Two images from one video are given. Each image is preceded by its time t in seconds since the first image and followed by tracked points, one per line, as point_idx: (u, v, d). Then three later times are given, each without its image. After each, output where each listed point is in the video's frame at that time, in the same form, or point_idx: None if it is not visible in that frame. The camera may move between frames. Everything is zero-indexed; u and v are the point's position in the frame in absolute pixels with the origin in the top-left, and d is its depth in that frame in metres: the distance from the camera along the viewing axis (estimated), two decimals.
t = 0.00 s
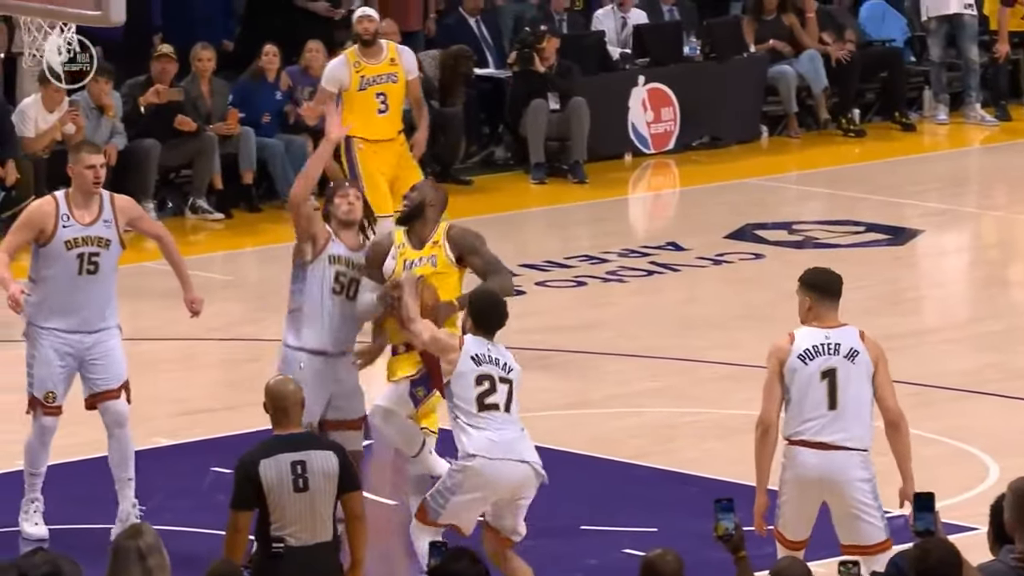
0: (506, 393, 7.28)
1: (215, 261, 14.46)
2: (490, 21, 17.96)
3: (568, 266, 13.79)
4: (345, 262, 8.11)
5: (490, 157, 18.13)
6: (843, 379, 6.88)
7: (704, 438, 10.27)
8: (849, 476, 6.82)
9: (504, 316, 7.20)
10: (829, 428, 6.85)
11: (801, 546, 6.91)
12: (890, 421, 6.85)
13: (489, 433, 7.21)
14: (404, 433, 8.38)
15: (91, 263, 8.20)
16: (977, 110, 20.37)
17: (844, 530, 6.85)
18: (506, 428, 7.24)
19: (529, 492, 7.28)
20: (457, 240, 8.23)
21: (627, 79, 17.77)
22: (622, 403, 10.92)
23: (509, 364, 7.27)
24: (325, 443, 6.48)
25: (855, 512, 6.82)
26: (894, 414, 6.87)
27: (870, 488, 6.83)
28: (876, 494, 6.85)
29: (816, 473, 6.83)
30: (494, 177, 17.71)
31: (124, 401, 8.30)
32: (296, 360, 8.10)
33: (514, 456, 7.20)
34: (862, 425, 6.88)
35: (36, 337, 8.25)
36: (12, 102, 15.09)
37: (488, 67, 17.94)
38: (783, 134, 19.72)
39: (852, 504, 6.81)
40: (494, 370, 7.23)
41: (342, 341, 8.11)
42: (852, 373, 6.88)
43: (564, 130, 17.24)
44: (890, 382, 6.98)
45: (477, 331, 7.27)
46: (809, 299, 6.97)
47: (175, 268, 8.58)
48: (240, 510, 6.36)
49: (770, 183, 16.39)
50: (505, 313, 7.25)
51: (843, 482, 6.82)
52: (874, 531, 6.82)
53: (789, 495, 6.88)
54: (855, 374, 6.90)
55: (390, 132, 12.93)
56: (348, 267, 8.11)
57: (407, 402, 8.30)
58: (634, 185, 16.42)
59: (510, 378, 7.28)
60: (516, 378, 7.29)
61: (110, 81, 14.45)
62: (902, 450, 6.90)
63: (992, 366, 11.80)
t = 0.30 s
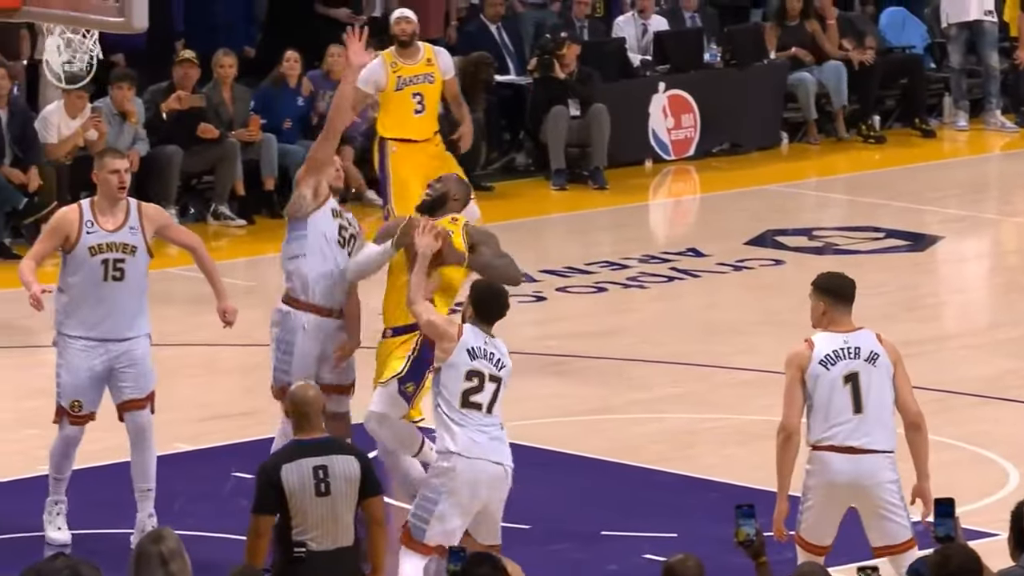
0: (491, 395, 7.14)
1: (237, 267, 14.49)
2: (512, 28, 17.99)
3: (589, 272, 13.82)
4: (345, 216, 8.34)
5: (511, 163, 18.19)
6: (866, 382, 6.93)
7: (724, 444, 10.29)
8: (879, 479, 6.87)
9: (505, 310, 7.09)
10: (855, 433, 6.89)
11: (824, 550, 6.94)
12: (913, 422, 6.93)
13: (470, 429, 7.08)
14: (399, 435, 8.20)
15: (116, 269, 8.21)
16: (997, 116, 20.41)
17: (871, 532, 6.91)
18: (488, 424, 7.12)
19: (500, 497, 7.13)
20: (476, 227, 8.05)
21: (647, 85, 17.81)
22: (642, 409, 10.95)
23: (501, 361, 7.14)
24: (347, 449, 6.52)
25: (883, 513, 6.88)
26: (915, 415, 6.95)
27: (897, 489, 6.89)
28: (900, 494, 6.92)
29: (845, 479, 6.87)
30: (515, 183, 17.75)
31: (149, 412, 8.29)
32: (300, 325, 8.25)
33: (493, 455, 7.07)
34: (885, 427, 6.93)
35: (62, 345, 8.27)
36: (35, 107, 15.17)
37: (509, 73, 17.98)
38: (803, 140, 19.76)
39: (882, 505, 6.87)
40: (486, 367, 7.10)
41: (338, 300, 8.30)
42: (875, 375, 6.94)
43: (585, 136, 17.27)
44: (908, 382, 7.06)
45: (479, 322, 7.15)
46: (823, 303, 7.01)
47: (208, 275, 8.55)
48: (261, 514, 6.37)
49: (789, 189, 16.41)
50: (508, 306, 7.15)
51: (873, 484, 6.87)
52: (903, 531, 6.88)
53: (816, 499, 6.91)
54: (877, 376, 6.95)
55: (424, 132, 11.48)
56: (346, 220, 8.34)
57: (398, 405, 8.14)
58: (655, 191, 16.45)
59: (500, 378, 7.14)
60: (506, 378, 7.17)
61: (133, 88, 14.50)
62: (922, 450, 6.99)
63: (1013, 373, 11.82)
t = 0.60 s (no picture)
0: (474, 390, 7.32)
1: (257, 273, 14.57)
2: (531, 35, 18.07)
3: (607, 278, 13.89)
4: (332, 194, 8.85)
5: (529, 169, 18.24)
6: (888, 385, 7.00)
7: (742, 449, 10.36)
8: (904, 480, 6.98)
9: (499, 306, 7.29)
10: (881, 436, 6.97)
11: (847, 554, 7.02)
12: (933, 424, 7.02)
13: (450, 422, 7.29)
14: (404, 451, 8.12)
15: (140, 271, 8.27)
16: (1014, 123, 20.49)
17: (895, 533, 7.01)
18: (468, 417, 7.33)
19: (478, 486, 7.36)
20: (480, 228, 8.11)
21: (665, 91, 17.89)
22: (660, 414, 11.02)
23: (490, 354, 7.33)
24: (365, 452, 6.59)
25: (907, 513, 6.99)
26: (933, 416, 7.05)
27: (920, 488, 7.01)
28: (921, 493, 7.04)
29: (873, 480, 6.96)
30: (534, 189, 17.82)
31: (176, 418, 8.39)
32: (308, 301, 8.70)
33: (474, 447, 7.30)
34: (907, 429, 7.03)
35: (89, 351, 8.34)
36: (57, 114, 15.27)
37: (528, 79, 18.06)
38: (820, 147, 19.82)
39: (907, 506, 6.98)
40: (475, 361, 7.29)
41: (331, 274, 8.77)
42: (897, 377, 7.01)
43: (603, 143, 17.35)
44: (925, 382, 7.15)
45: (476, 314, 7.34)
46: (839, 307, 7.07)
47: (235, 282, 8.61)
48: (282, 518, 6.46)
49: (806, 195, 16.48)
50: (505, 302, 7.33)
51: (898, 485, 6.97)
52: (925, 530, 7.01)
53: (841, 503, 6.98)
54: (899, 378, 7.03)
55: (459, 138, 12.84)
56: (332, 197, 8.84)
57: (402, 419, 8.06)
58: (673, 198, 16.51)
59: (487, 372, 7.32)
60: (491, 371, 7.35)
61: (154, 94, 14.60)
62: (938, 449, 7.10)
63: None
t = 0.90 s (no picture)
0: (458, 370, 7.49)
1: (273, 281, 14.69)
2: (546, 45, 18.18)
3: (621, 286, 14.00)
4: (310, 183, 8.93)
5: (544, 179, 18.31)
6: (907, 391, 7.13)
7: (755, 456, 10.47)
8: (924, 484, 7.11)
9: (493, 297, 7.48)
10: (902, 441, 7.10)
11: (866, 558, 7.16)
12: (949, 430, 7.16)
13: (429, 402, 7.48)
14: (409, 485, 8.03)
15: (161, 275, 8.39)
16: None
17: (913, 536, 7.14)
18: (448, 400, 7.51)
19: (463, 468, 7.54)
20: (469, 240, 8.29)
21: (679, 101, 18.01)
22: (674, 421, 11.13)
23: (477, 340, 7.51)
24: (382, 458, 6.69)
25: (926, 516, 7.12)
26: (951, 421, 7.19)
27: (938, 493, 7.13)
28: (938, 497, 7.17)
29: (895, 485, 7.08)
30: (550, 198, 17.92)
31: (199, 427, 8.45)
32: (312, 288, 8.88)
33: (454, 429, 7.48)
34: (926, 434, 7.16)
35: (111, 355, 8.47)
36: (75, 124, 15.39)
37: (543, 89, 18.18)
38: (832, 156, 19.91)
39: (926, 509, 7.11)
40: (459, 344, 7.47)
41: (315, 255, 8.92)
42: (915, 384, 7.15)
43: (617, 152, 17.46)
44: (942, 386, 7.29)
45: (467, 302, 7.53)
46: (857, 314, 7.18)
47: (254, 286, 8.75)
48: (299, 521, 6.58)
49: (819, 204, 16.58)
50: (497, 294, 7.54)
51: (917, 490, 7.10)
52: (942, 534, 7.14)
53: (859, 509, 7.12)
54: (917, 383, 7.16)
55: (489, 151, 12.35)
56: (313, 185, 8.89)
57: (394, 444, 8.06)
58: (686, 207, 16.61)
59: (472, 357, 7.50)
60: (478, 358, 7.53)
61: (173, 104, 14.70)
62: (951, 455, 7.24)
63: None
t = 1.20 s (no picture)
0: (442, 360, 7.53)
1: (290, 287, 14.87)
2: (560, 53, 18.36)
3: (634, 292, 14.16)
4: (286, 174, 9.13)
5: (558, 186, 18.46)
6: (930, 397, 7.18)
7: (767, 459, 10.62)
8: (946, 488, 7.14)
9: (479, 291, 7.51)
10: (926, 446, 7.13)
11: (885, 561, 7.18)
12: (968, 435, 7.22)
13: (412, 392, 7.53)
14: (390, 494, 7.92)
15: (181, 279, 8.55)
16: None
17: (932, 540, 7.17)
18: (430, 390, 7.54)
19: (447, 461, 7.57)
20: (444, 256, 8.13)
21: (692, 110, 18.18)
22: (686, 425, 11.28)
23: (464, 331, 7.54)
24: (399, 460, 6.83)
25: (947, 520, 7.16)
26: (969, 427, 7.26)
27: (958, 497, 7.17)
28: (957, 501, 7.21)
29: (918, 489, 7.10)
30: (564, 204, 18.09)
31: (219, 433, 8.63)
32: (300, 281, 9.13)
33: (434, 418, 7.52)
34: (947, 439, 7.21)
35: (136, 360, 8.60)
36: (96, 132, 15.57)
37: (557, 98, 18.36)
38: (843, 163, 20.08)
39: (947, 512, 7.15)
40: (441, 334, 7.51)
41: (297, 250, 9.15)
42: (937, 390, 7.19)
43: (631, 159, 17.65)
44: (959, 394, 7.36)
45: (452, 294, 7.57)
46: (880, 318, 7.25)
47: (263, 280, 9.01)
48: (317, 522, 6.73)
49: (831, 211, 16.73)
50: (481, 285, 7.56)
51: (940, 493, 7.13)
52: (961, 539, 7.18)
53: (882, 510, 7.14)
54: (939, 389, 7.21)
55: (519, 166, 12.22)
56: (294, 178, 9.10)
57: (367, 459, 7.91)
58: (699, 213, 16.77)
59: (457, 347, 7.53)
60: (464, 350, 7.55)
61: (192, 111, 14.90)
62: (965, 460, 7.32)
63: None
